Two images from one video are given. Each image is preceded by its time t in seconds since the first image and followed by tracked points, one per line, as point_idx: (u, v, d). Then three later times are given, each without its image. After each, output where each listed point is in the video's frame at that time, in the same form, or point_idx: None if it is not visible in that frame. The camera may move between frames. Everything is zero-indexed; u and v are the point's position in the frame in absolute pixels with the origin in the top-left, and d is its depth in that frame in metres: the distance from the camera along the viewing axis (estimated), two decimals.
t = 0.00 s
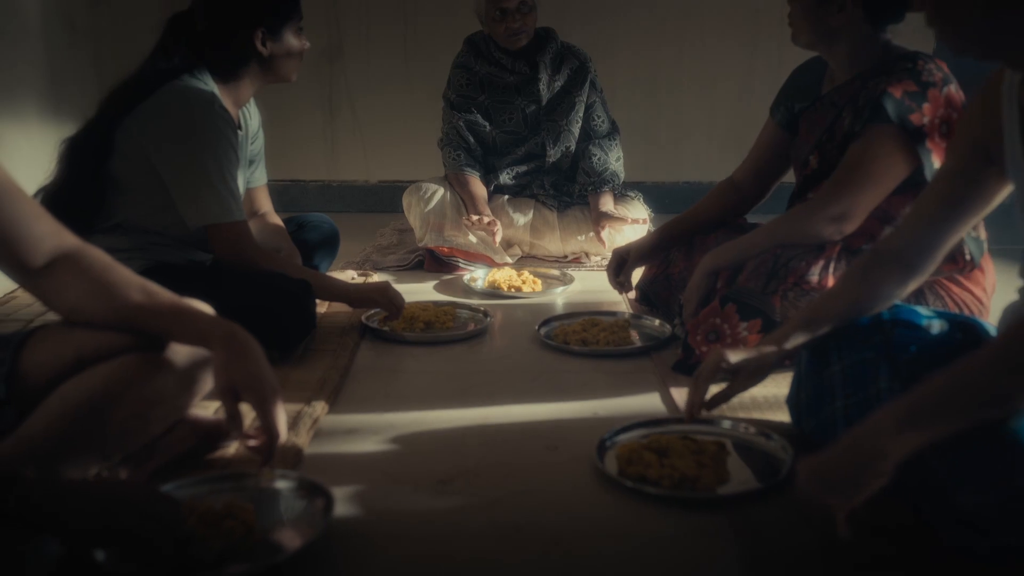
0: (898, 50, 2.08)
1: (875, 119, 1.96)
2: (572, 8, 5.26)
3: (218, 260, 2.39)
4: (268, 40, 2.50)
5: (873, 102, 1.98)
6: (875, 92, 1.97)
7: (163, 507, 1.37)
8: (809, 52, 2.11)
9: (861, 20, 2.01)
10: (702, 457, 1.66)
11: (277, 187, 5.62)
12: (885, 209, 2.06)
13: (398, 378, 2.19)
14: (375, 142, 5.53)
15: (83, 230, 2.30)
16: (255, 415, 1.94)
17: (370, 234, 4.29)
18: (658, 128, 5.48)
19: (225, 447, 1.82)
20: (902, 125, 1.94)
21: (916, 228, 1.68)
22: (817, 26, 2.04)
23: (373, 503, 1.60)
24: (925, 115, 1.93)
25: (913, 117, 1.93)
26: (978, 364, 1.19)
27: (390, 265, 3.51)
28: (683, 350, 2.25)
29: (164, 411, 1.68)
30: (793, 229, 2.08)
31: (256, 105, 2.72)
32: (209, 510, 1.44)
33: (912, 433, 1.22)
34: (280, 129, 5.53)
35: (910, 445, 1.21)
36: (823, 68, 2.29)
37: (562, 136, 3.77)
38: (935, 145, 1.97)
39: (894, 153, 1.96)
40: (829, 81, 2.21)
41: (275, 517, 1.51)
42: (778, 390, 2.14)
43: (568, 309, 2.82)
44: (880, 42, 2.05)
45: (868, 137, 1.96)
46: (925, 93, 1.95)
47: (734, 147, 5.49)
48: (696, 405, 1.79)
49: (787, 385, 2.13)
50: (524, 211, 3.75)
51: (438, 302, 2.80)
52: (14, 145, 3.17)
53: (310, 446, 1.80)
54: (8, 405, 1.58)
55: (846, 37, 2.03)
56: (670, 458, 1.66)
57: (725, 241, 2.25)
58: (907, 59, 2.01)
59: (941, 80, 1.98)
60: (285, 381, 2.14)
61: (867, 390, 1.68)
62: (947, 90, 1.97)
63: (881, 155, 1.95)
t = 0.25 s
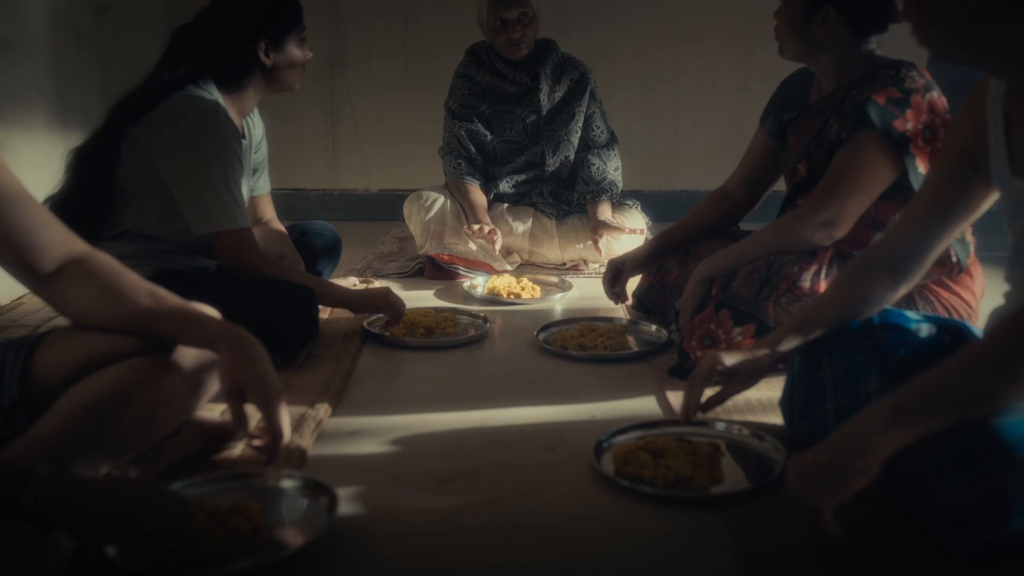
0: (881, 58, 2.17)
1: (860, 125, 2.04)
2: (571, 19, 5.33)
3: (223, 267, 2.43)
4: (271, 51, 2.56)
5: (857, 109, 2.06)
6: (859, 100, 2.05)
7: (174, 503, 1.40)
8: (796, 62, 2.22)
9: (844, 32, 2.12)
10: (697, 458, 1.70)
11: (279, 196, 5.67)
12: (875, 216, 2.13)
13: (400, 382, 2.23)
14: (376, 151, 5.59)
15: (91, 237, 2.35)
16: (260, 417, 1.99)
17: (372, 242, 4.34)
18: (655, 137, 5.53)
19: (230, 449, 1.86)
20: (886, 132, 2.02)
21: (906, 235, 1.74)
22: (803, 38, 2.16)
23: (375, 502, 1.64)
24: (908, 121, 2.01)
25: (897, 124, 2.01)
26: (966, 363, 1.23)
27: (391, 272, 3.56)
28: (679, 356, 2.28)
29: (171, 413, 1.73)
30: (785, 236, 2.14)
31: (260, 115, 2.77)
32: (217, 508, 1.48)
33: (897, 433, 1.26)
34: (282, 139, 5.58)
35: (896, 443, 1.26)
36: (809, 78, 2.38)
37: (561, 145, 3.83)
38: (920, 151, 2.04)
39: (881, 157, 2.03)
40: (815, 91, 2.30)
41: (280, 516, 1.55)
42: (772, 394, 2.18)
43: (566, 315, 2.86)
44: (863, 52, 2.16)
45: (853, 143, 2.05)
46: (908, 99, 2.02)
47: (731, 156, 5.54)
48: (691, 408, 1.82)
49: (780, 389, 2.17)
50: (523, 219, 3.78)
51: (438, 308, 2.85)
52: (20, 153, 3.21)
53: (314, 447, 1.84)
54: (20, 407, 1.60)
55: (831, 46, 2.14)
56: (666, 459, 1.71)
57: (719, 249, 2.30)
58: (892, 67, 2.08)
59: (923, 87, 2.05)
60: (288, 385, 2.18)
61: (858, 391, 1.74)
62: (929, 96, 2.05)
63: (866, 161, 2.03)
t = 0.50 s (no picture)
0: (868, 69, 2.25)
1: (848, 136, 2.10)
2: (569, 30, 5.39)
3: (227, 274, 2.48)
4: (275, 61, 2.62)
5: (846, 120, 2.12)
6: (848, 111, 2.11)
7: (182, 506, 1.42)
8: (785, 75, 2.32)
9: (831, 45, 2.21)
10: (691, 459, 1.74)
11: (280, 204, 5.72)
12: (865, 224, 2.18)
13: (401, 386, 2.28)
14: (376, 161, 5.64)
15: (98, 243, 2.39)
16: (263, 419, 2.04)
17: (373, 251, 4.38)
18: (653, 146, 5.59)
19: (235, 449, 1.91)
20: (873, 142, 2.08)
21: (894, 242, 1.80)
22: (793, 51, 2.25)
23: (377, 501, 1.68)
24: (895, 130, 2.07)
25: (884, 133, 2.07)
26: (953, 364, 1.27)
27: (392, 279, 3.60)
28: (675, 361, 2.32)
29: (177, 414, 1.77)
30: (777, 242, 2.20)
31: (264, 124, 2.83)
32: (225, 507, 1.53)
33: (882, 431, 1.31)
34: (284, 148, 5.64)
35: (882, 442, 1.30)
36: (799, 89, 2.45)
37: (560, 154, 3.88)
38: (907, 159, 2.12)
39: (869, 167, 2.09)
40: (804, 102, 2.37)
41: (287, 516, 1.59)
42: (766, 398, 2.23)
43: (565, 321, 2.90)
44: (850, 63, 2.24)
45: (841, 153, 2.11)
46: (895, 109, 2.09)
47: (728, 164, 5.59)
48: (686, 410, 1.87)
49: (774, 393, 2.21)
50: (522, 226, 3.83)
51: (439, 315, 2.89)
52: (27, 162, 3.26)
53: (318, 449, 1.88)
54: (32, 410, 1.64)
55: (818, 58, 2.23)
56: (662, 460, 1.75)
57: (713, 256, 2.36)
58: (878, 78, 2.14)
59: (910, 97, 2.11)
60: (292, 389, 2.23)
61: (850, 394, 1.77)
62: (916, 106, 2.11)
63: (855, 171, 2.09)
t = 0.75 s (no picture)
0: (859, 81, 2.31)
1: (841, 147, 2.16)
2: (568, 41, 5.45)
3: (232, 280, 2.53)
4: (278, 72, 2.66)
5: (838, 132, 2.18)
6: (840, 122, 2.17)
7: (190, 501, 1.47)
8: (779, 87, 2.39)
9: (823, 56, 2.27)
10: (686, 460, 1.79)
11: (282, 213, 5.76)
12: (858, 232, 2.23)
13: (403, 390, 2.32)
14: (378, 170, 5.69)
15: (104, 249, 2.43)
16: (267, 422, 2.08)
17: (374, 258, 4.43)
18: (651, 155, 5.64)
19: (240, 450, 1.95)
20: (865, 152, 2.14)
21: (885, 248, 1.84)
22: (786, 63, 2.31)
23: (380, 501, 1.73)
24: (887, 142, 2.13)
25: (875, 144, 2.13)
26: (937, 364, 1.32)
27: (393, 286, 3.65)
28: (671, 366, 2.37)
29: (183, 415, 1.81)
30: (772, 249, 2.24)
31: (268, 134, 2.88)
32: (232, 505, 1.57)
33: (869, 430, 1.35)
34: (286, 157, 5.69)
35: (870, 441, 1.35)
36: (792, 100, 2.51)
37: (558, 163, 3.93)
38: (898, 170, 2.17)
39: (862, 177, 2.15)
40: (798, 112, 2.43)
41: (292, 514, 1.63)
42: (761, 401, 2.27)
43: (563, 327, 2.95)
44: (842, 75, 2.30)
45: (834, 163, 2.17)
46: (886, 121, 2.14)
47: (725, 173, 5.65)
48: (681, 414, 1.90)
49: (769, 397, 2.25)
50: (522, 234, 3.88)
51: (440, 321, 2.93)
52: (34, 170, 3.30)
53: (321, 450, 1.92)
54: (44, 411, 1.69)
55: (810, 72, 2.30)
56: (658, 461, 1.79)
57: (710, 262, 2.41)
58: (870, 90, 2.20)
59: (901, 108, 2.16)
60: (296, 393, 2.27)
61: (842, 397, 1.81)
62: (907, 117, 2.16)
63: (847, 180, 2.15)
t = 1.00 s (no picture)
0: (853, 91, 2.36)
1: (835, 157, 2.20)
2: (568, 50, 5.51)
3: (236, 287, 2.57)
4: (282, 81, 2.71)
5: (832, 142, 2.22)
6: (834, 133, 2.21)
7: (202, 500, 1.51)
8: (774, 98, 2.44)
9: (817, 67, 2.32)
10: (682, 461, 1.83)
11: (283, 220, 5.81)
12: (851, 239, 2.28)
13: (404, 394, 2.36)
14: (378, 178, 5.74)
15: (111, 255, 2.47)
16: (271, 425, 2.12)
17: (374, 265, 4.48)
18: (649, 164, 5.70)
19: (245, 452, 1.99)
20: (858, 161, 2.18)
21: (878, 254, 1.89)
22: (780, 75, 2.37)
23: (383, 500, 1.77)
24: (880, 152, 2.18)
25: (868, 154, 2.18)
26: (923, 365, 1.36)
27: (394, 293, 3.69)
28: (667, 370, 2.41)
29: (190, 418, 1.85)
30: (766, 255, 2.29)
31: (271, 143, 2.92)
32: (239, 504, 1.60)
33: (858, 429, 1.40)
34: (287, 165, 5.74)
35: (860, 440, 1.39)
36: (786, 110, 2.56)
37: (557, 171, 3.99)
38: (891, 179, 2.22)
39: (855, 186, 2.20)
40: (792, 122, 2.47)
41: (297, 513, 1.67)
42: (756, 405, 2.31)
43: (562, 332, 2.99)
44: (836, 85, 2.34)
45: (828, 172, 2.21)
46: (879, 131, 2.19)
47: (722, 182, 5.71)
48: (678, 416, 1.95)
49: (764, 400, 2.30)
50: (522, 240, 3.93)
51: (440, 327, 2.98)
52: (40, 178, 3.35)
53: (325, 452, 1.96)
54: (55, 413, 1.72)
55: (804, 84, 2.35)
56: (654, 462, 1.83)
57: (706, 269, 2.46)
58: (863, 101, 2.25)
59: (894, 118, 2.21)
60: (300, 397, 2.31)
61: (834, 399, 1.85)
62: (900, 127, 2.21)
63: (841, 189, 2.20)
